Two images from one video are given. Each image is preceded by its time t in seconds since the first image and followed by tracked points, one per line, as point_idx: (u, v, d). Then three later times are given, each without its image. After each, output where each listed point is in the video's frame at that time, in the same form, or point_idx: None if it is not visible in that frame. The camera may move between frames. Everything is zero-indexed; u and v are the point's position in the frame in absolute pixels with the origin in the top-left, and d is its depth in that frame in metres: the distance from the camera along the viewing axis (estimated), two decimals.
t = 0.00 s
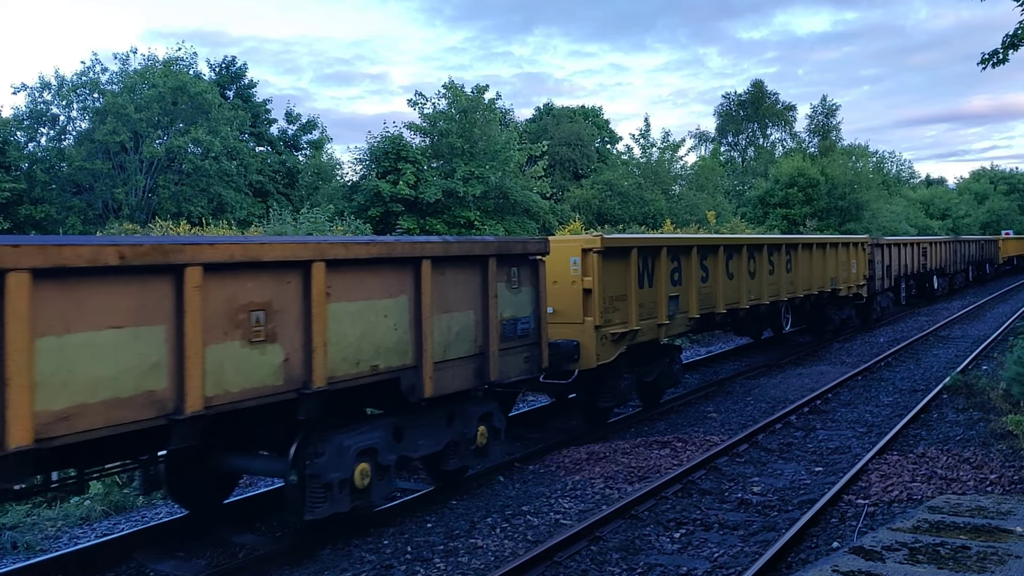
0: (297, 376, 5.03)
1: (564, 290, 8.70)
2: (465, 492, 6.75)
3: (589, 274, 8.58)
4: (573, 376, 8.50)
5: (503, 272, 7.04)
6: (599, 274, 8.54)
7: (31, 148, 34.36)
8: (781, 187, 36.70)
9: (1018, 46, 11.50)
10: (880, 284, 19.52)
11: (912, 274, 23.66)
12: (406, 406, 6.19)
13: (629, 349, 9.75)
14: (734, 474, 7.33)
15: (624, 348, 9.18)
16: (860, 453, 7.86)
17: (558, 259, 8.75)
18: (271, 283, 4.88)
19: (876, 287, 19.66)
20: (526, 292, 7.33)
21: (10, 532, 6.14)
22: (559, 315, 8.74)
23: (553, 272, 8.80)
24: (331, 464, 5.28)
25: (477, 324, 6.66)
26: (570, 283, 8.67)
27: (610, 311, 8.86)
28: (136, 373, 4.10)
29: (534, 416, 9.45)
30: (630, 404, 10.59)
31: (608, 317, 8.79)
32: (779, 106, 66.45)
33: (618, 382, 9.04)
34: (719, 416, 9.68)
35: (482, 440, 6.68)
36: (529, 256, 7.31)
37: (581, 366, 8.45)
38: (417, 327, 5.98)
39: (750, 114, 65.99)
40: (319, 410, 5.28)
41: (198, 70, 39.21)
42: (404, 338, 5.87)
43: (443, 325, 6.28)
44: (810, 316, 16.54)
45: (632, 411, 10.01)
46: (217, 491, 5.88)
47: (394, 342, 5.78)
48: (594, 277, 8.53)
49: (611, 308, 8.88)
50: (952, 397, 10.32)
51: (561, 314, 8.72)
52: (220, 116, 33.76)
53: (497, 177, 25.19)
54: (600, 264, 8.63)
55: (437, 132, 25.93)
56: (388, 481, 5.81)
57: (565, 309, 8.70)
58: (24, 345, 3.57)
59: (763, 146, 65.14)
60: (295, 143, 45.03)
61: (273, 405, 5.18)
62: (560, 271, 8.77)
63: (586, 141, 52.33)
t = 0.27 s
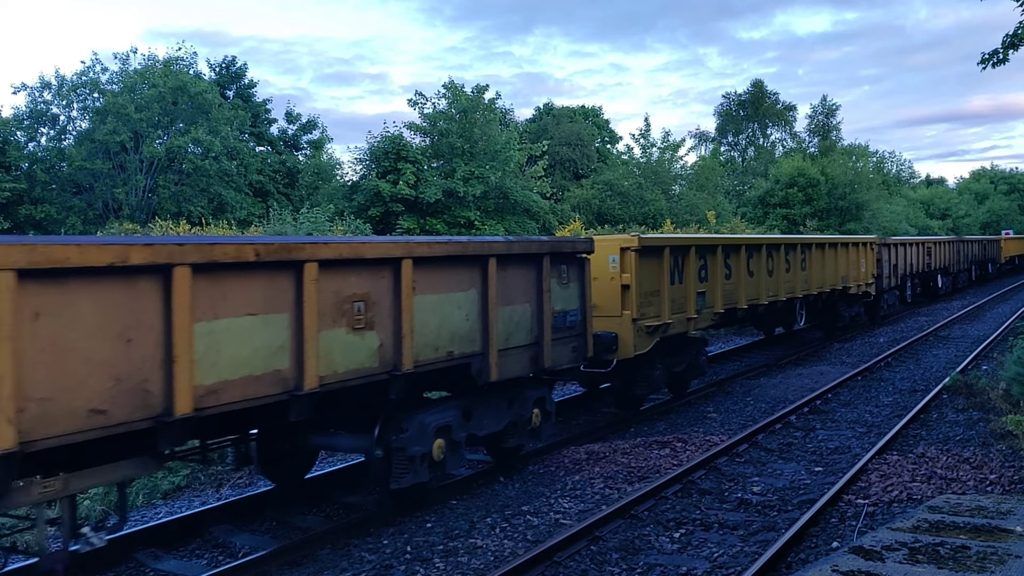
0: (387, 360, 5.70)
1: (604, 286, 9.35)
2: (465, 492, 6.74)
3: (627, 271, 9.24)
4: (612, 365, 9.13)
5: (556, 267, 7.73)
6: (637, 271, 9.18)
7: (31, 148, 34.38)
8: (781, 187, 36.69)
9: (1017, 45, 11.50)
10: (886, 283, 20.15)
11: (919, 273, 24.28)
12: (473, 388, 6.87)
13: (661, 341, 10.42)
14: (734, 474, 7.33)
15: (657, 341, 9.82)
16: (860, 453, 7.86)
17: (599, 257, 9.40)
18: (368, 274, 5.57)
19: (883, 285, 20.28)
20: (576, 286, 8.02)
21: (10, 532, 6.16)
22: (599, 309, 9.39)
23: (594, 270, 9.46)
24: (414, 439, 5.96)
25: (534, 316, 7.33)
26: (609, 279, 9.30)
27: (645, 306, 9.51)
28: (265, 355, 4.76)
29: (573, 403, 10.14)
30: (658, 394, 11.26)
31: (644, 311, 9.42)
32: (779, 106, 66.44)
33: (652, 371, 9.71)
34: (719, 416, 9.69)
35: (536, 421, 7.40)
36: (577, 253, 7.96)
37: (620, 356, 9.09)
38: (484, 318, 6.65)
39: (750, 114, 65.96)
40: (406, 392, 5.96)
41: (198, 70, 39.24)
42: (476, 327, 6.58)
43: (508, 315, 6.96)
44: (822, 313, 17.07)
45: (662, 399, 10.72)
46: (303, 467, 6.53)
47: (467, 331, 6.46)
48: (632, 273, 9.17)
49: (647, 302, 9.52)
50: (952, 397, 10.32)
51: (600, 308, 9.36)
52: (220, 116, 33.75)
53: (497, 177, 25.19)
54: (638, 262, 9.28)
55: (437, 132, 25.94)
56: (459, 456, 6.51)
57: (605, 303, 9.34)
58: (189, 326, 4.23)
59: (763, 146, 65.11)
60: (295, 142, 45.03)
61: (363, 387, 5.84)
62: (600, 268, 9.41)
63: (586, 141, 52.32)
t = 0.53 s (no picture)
0: (458, 347, 6.49)
1: (638, 283, 9.91)
2: (465, 492, 6.74)
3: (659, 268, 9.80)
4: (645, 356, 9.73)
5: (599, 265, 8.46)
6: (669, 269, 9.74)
7: (31, 148, 34.38)
8: (781, 187, 36.69)
9: (1018, 45, 11.50)
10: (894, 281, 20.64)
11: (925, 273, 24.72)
12: (526, 374, 7.66)
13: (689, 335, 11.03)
14: (734, 474, 7.33)
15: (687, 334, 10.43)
16: (860, 453, 7.86)
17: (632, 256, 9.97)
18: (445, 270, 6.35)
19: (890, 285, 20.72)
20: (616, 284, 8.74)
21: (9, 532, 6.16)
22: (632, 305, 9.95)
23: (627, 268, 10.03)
24: (481, 419, 6.72)
25: (582, 310, 8.08)
26: (643, 276, 9.85)
27: (676, 301, 10.08)
28: (364, 341, 5.60)
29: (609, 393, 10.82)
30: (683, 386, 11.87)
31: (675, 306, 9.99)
32: (779, 106, 66.45)
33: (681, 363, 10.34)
34: (719, 416, 9.68)
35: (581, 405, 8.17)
36: (617, 253, 8.67)
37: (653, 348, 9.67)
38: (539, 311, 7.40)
39: (750, 114, 65.96)
40: (474, 375, 6.76)
41: (198, 70, 39.25)
42: (534, 319, 7.33)
43: (558, 309, 7.70)
44: (832, 310, 17.47)
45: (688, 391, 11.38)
46: (376, 443, 7.35)
47: (524, 322, 7.25)
48: (665, 270, 9.73)
49: (677, 298, 10.10)
50: (952, 397, 10.32)
51: (634, 303, 9.91)
52: (220, 116, 33.74)
53: (497, 177, 25.20)
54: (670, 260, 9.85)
55: (437, 132, 25.95)
56: (516, 435, 7.28)
57: (638, 299, 9.90)
58: (306, 314, 5.06)
59: (763, 146, 65.13)
60: (295, 143, 45.04)
61: (438, 372, 6.62)
62: (634, 265, 9.97)
63: (586, 141, 52.32)
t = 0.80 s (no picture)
0: (517, 337, 7.20)
1: (667, 280, 10.60)
2: (465, 492, 6.74)
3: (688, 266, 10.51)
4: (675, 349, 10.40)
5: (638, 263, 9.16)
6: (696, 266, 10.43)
7: (31, 148, 34.39)
8: (781, 187, 36.70)
9: (1017, 45, 11.50)
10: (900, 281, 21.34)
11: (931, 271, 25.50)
12: (572, 363, 8.38)
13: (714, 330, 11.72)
14: (734, 474, 7.34)
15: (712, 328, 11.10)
16: (860, 453, 7.87)
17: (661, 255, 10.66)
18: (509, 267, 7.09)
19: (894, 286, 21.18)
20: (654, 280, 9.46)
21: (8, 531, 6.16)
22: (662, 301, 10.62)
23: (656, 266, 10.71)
24: (535, 403, 7.49)
25: (622, 304, 8.76)
26: (673, 273, 10.54)
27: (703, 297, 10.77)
28: (442, 331, 6.31)
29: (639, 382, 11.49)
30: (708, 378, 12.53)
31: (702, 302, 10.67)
32: (779, 106, 66.44)
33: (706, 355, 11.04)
34: (719, 417, 9.69)
35: (621, 392, 8.96)
36: (652, 252, 9.33)
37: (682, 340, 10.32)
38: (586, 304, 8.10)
39: (750, 114, 65.96)
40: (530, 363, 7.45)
41: (198, 70, 39.27)
42: (583, 311, 8.05)
43: (602, 302, 8.37)
44: (842, 307, 18.33)
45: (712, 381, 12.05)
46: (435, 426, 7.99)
47: (572, 314, 7.92)
48: (693, 268, 10.42)
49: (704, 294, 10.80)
50: (952, 397, 10.32)
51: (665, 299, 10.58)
52: (220, 117, 33.72)
53: (497, 177, 25.20)
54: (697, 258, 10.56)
55: (437, 132, 25.96)
56: (565, 418, 8.01)
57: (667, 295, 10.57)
58: (398, 306, 5.78)
59: (763, 146, 65.14)
60: (295, 143, 45.04)
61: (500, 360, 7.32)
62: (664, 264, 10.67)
63: (586, 141, 52.32)
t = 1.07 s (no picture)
0: (566, 329, 8.04)
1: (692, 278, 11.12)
2: (465, 492, 6.74)
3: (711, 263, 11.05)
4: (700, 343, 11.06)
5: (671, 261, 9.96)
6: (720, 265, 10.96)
7: (31, 148, 34.38)
8: (781, 187, 36.72)
9: (1017, 45, 11.51)
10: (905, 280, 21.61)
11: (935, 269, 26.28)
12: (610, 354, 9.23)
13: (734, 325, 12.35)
14: (734, 474, 7.34)
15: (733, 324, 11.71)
16: (860, 453, 7.87)
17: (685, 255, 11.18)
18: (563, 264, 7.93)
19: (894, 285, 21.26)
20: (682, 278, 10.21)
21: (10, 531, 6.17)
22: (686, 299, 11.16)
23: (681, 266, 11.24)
24: (580, 389, 8.35)
25: (655, 299, 9.60)
26: (698, 271, 11.05)
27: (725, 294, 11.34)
28: (503, 321, 7.18)
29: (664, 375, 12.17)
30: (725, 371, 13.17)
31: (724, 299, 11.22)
32: (779, 106, 66.45)
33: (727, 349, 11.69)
34: (719, 416, 9.69)
35: (655, 381, 9.77)
36: (681, 250, 10.14)
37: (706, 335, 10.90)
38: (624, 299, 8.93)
39: (750, 114, 65.96)
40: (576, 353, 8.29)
41: (198, 70, 39.27)
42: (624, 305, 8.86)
43: (638, 297, 9.22)
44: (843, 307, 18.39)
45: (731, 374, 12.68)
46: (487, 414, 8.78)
47: (613, 308, 8.75)
48: (717, 266, 10.95)
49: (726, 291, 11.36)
50: (952, 397, 10.32)
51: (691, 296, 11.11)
52: (220, 116, 33.70)
53: (497, 177, 25.19)
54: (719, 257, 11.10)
55: (437, 132, 25.97)
56: (606, 404, 8.86)
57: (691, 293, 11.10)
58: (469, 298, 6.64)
59: (763, 146, 65.14)
60: (295, 142, 45.03)
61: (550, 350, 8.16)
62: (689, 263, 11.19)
63: (586, 141, 52.32)
